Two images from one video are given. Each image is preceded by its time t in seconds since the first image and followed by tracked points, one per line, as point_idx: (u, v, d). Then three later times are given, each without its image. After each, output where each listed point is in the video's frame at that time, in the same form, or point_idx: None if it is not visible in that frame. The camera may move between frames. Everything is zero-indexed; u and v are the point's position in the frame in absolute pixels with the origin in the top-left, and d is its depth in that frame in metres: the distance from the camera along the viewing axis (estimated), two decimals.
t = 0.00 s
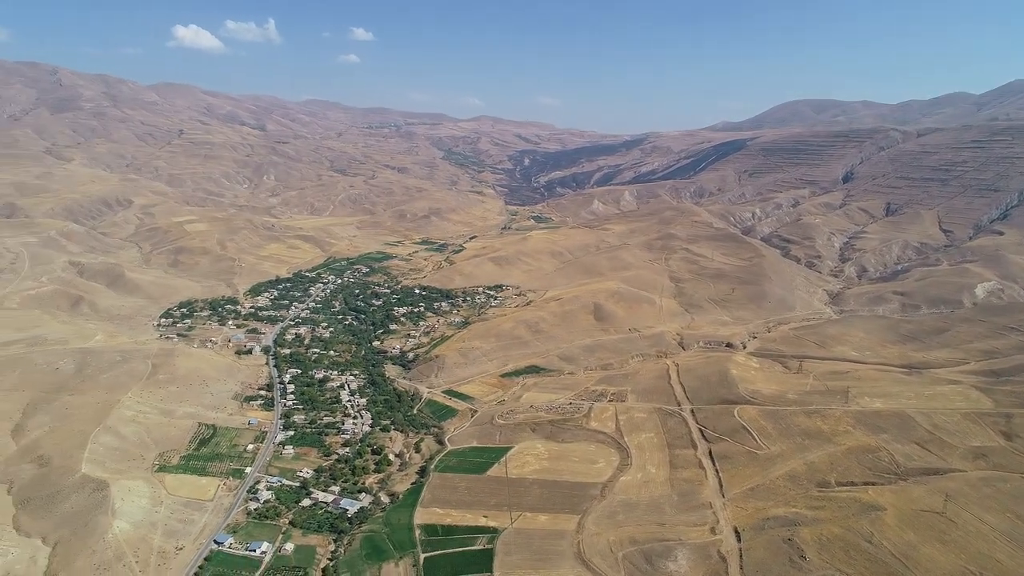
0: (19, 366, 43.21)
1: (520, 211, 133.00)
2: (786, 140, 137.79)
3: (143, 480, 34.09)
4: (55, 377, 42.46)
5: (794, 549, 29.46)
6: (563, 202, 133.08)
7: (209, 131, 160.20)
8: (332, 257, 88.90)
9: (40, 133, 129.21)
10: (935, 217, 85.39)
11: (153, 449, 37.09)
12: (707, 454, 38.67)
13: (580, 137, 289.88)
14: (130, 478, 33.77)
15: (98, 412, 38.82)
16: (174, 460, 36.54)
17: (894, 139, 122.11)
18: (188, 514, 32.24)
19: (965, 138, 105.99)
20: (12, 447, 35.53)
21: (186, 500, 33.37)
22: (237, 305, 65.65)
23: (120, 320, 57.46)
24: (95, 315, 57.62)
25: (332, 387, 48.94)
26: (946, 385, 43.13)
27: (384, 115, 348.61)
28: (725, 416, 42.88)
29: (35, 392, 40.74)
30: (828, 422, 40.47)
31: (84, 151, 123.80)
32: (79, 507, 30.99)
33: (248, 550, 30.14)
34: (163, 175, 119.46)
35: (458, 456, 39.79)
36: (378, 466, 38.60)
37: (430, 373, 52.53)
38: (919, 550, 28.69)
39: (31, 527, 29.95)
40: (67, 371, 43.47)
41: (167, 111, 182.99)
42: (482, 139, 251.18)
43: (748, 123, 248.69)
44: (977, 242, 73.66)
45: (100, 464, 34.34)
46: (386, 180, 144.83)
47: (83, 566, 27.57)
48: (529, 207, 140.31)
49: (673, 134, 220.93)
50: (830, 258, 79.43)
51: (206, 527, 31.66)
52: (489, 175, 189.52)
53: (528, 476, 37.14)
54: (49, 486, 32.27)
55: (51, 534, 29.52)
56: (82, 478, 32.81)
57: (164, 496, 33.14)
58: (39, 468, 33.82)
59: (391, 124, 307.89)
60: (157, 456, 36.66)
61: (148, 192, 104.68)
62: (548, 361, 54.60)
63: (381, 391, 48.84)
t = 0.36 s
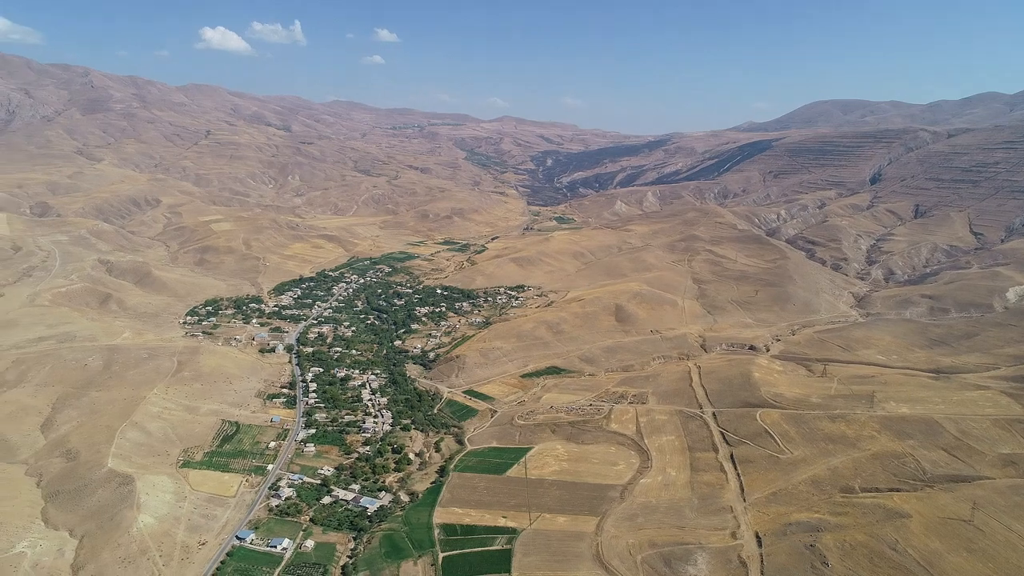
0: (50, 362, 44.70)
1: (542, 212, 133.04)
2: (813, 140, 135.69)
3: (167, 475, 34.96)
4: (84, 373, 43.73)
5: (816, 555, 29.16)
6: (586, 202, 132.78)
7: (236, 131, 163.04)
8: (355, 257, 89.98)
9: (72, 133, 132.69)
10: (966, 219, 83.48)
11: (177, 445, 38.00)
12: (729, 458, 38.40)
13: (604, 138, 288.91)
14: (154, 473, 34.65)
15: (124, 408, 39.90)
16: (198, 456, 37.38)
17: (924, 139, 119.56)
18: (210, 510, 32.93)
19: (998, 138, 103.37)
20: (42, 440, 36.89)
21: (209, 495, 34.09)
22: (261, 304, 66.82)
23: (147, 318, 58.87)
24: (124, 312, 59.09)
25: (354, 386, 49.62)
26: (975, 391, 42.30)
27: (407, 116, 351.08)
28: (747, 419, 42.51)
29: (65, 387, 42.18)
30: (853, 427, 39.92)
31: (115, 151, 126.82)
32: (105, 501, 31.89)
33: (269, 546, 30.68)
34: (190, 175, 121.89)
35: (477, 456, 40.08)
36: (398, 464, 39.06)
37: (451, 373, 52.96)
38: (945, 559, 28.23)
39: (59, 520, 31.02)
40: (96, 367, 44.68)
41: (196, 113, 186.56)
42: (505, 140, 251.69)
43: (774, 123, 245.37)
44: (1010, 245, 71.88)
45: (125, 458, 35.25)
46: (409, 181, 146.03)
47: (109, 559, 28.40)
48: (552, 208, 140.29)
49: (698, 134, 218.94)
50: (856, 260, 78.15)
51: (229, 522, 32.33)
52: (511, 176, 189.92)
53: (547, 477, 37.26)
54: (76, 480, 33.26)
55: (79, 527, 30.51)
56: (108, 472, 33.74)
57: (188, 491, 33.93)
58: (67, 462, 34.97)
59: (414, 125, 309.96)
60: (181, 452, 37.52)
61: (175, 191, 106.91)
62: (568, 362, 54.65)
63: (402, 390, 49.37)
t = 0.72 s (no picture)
0: (83, 357, 46.15)
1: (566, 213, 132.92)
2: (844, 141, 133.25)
3: (193, 470, 35.92)
4: (114, 367, 45.09)
5: (841, 563, 28.83)
6: (611, 203, 132.16)
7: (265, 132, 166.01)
8: (380, 256, 91.07)
9: (107, 134, 136.47)
10: (1003, 221, 81.28)
11: (204, 441, 39.00)
12: (753, 462, 38.06)
13: (629, 138, 287.28)
14: (181, 468, 35.62)
15: (153, 403, 41.08)
16: (224, 453, 38.33)
17: (960, 139, 116.60)
18: (235, 505, 33.76)
19: None
20: (73, 434, 38.22)
21: (235, 491, 34.96)
22: (287, 303, 68.07)
23: (177, 315, 60.44)
24: (154, 310, 60.72)
25: (377, 385, 50.32)
26: (1009, 398, 41.33)
27: (433, 117, 353.39)
28: (772, 423, 42.05)
29: (96, 382, 43.54)
30: (881, 432, 39.29)
31: (147, 152, 130.14)
32: (133, 495, 32.90)
33: (292, 543, 31.34)
34: (219, 175, 124.51)
35: (499, 456, 40.36)
36: (421, 464, 39.52)
37: (473, 372, 53.35)
38: (975, 570, 27.73)
39: (89, 512, 32.08)
40: (126, 363, 46.00)
41: (226, 113, 190.41)
42: (531, 140, 252.07)
43: (803, 124, 241.57)
44: None
45: (153, 453, 36.30)
46: (434, 181, 147.14)
47: (135, 552, 29.29)
48: (576, 209, 140.10)
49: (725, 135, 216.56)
50: (887, 263, 76.64)
51: (253, 518, 33.11)
52: (536, 176, 190.08)
53: (568, 478, 37.34)
54: (106, 474, 34.36)
55: (107, 520, 31.54)
56: (136, 466, 34.80)
57: (213, 487, 34.81)
58: (98, 456, 36.17)
59: (440, 125, 311.90)
60: (207, 448, 38.51)
61: (205, 191, 109.36)
62: (591, 363, 54.64)
63: (425, 390, 49.91)
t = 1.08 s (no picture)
0: (115, 353, 47.58)
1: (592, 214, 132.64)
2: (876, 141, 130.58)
3: (220, 466, 36.89)
4: (145, 364, 46.45)
5: (868, 571, 28.50)
6: (637, 205, 131.41)
7: (294, 133, 168.86)
8: (405, 256, 92.05)
9: (141, 135, 140.17)
10: None
11: (230, 437, 39.99)
12: (778, 467, 37.70)
13: (656, 139, 285.16)
14: (208, 464, 36.58)
15: (182, 399, 42.22)
16: (250, 449, 39.30)
17: (997, 139, 113.55)
18: (260, 501, 34.61)
19: None
20: (104, 429, 39.46)
21: (260, 487, 35.85)
22: (314, 302, 69.28)
23: (206, 313, 61.91)
24: (184, 308, 62.29)
25: (401, 384, 50.98)
26: None
27: (459, 117, 355.04)
28: (798, 428, 41.57)
29: (127, 378, 44.88)
30: (911, 438, 38.61)
31: (179, 152, 133.35)
32: (161, 489, 33.89)
33: (316, 539, 32.00)
34: (248, 176, 127.00)
35: (521, 457, 40.61)
36: (443, 463, 39.96)
37: (497, 373, 53.72)
38: None
39: (119, 506, 33.16)
40: (157, 359, 47.31)
41: (255, 114, 193.95)
42: (557, 141, 251.89)
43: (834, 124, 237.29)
44: None
45: (182, 448, 37.32)
46: (459, 181, 148.07)
47: (163, 545, 30.23)
48: (601, 210, 139.72)
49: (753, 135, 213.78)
50: (919, 266, 75.05)
51: (278, 514, 33.90)
52: (561, 177, 189.98)
53: (590, 480, 37.41)
54: (136, 467, 35.42)
55: (136, 513, 32.56)
56: (165, 460, 35.79)
57: (239, 482, 35.71)
58: (128, 450, 37.29)
59: (466, 126, 313.20)
60: (234, 444, 39.51)
61: (235, 191, 111.70)
62: (614, 365, 54.59)
63: (448, 389, 50.42)
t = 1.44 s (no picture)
0: (143, 350, 48.77)
1: (616, 215, 132.02)
2: (907, 141, 127.80)
3: (244, 462, 37.60)
4: (172, 362, 47.53)
5: None
6: (662, 206, 130.38)
7: (320, 134, 171.13)
8: (429, 256, 92.72)
9: (171, 136, 143.33)
10: None
11: (255, 434, 40.75)
12: (803, 472, 37.15)
13: (682, 140, 282.59)
14: (232, 460, 37.32)
15: (209, 396, 43.15)
16: (273, 446, 39.99)
17: None
18: (283, 498, 35.20)
19: None
20: (132, 425, 40.45)
21: (283, 484, 36.47)
22: (338, 301, 70.16)
23: (233, 312, 63.09)
24: (211, 306, 63.54)
25: (423, 383, 51.38)
26: None
27: (484, 118, 356.06)
28: (824, 433, 40.91)
29: (155, 374, 45.98)
30: (940, 445, 37.75)
31: (208, 153, 136.05)
32: (187, 484, 34.68)
33: (337, 537, 32.46)
34: (275, 176, 129.03)
35: (541, 458, 40.65)
36: (464, 463, 40.18)
37: (519, 373, 53.81)
38: None
39: (145, 500, 34.02)
40: (184, 357, 48.39)
41: (283, 115, 196.98)
42: (582, 142, 251.13)
43: (864, 125, 232.87)
44: None
45: (207, 445, 38.15)
46: (483, 182, 148.57)
47: (187, 540, 30.94)
48: (626, 211, 138.95)
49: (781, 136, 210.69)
50: (951, 269, 73.32)
51: (300, 511, 34.44)
52: (585, 178, 189.51)
53: (611, 482, 37.28)
54: (162, 463, 36.30)
55: (162, 508, 33.35)
56: (191, 456, 36.60)
57: (263, 479, 36.37)
58: (155, 445, 38.22)
59: (491, 127, 313.90)
60: (258, 441, 40.25)
61: (262, 191, 113.57)
62: (636, 367, 54.29)
63: (470, 389, 50.66)
